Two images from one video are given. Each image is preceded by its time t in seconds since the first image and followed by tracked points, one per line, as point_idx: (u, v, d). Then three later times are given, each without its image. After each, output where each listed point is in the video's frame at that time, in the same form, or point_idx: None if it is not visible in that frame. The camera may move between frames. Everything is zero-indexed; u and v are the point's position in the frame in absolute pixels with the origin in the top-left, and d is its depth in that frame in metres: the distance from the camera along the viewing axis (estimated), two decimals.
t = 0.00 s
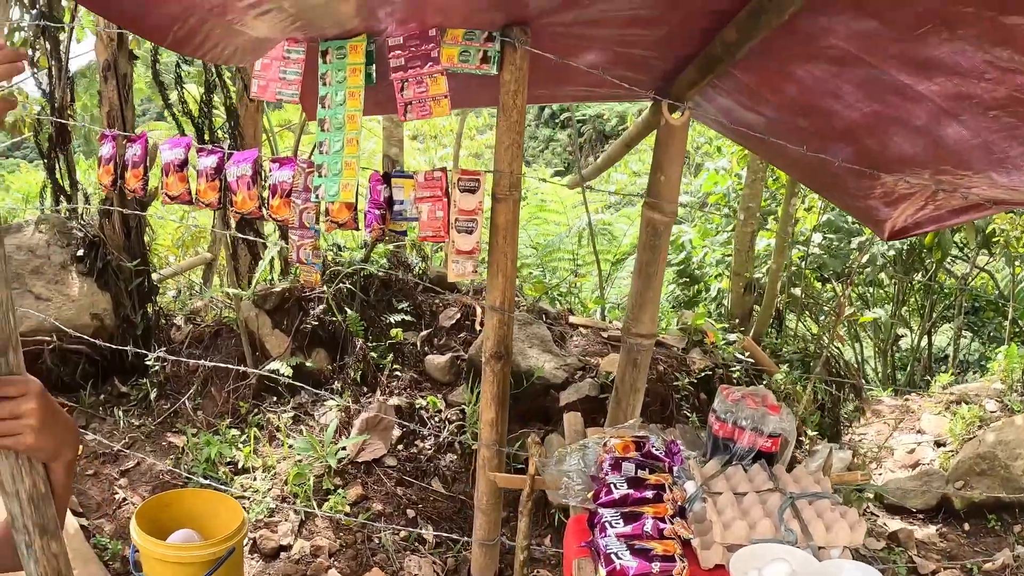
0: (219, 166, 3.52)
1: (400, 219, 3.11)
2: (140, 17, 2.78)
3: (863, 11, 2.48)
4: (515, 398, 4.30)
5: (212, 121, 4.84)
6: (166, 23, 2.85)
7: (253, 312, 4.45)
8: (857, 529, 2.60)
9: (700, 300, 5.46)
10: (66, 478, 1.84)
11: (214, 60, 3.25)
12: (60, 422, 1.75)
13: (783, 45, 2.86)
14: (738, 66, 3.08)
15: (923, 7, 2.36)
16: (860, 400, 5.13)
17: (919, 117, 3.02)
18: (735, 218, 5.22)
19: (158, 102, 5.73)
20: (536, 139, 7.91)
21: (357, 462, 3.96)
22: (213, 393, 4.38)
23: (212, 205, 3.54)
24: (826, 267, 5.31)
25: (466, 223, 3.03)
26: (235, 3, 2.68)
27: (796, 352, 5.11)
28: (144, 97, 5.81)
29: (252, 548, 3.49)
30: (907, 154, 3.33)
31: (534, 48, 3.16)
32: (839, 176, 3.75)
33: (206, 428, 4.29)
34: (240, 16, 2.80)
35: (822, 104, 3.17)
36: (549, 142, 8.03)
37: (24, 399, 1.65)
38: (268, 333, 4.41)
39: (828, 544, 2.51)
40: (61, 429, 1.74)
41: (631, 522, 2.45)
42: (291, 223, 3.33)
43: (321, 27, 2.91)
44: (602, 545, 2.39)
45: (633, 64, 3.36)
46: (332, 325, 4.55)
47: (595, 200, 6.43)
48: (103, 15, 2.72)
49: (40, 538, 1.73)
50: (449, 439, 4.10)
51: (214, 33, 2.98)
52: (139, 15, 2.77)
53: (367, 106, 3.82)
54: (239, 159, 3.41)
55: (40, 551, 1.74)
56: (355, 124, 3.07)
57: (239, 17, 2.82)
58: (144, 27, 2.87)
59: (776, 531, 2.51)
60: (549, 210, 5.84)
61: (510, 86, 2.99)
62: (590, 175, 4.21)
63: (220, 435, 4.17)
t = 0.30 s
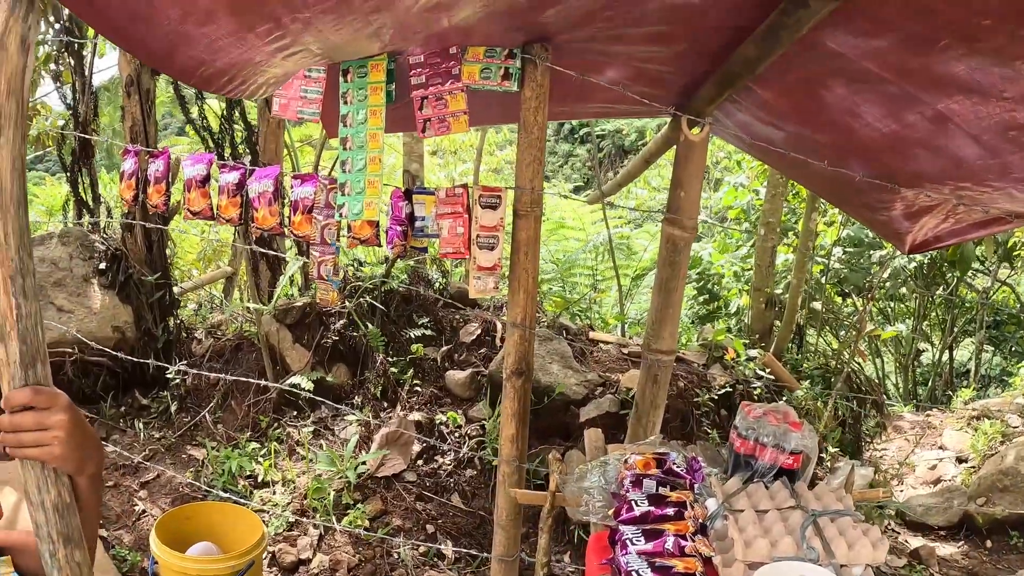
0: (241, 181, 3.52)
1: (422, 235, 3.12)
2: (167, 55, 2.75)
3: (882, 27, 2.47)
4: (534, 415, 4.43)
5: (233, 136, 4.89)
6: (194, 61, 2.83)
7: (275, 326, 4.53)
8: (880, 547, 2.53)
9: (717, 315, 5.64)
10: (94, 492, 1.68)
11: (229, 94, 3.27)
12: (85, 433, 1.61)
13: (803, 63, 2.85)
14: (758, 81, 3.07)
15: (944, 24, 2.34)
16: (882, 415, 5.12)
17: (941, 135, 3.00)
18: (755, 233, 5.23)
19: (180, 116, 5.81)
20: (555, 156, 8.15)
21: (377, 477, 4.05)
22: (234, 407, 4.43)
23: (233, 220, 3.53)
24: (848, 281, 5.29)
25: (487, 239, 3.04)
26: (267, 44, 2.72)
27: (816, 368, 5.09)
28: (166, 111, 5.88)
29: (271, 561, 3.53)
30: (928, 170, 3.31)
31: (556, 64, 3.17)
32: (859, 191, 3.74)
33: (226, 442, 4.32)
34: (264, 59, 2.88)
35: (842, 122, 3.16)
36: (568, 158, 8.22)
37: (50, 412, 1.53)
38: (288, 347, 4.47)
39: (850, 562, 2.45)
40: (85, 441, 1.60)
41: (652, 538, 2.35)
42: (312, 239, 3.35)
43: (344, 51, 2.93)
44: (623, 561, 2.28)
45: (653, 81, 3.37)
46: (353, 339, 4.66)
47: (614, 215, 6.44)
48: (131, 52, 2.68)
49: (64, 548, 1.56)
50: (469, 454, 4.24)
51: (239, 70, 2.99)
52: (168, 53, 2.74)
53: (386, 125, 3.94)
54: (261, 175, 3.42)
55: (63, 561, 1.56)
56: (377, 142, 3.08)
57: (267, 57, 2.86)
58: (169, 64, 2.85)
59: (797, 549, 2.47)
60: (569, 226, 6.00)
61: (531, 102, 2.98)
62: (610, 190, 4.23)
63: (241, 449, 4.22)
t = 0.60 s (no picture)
0: (253, 188, 3.56)
1: (433, 243, 3.12)
2: (189, 65, 2.81)
3: (891, 38, 2.48)
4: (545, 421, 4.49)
5: (243, 143, 4.93)
6: (214, 72, 2.89)
7: (285, 332, 4.58)
8: (891, 553, 2.50)
9: (727, 322, 5.66)
10: (122, 494, 1.63)
11: (248, 102, 3.27)
12: (110, 436, 1.56)
13: (812, 72, 2.86)
14: (768, 90, 3.09)
15: (951, 35, 2.36)
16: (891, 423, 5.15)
17: (950, 144, 3.00)
18: (764, 239, 5.25)
19: (189, 122, 5.84)
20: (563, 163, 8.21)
21: (387, 483, 4.08)
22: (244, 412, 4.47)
23: (246, 226, 3.56)
24: (857, 287, 5.30)
25: (499, 246, 3.04)
26: (285, 51, 2.73)
27: (825, 375, 5.10)
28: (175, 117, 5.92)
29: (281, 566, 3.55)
30: (935, 178, 3.32)
31: (567, 72, 3.19)
32: (868, 199, 3.75)
33: (237, 447, 4.35)
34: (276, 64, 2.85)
35: (850, 131, 3.17)
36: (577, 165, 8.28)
37: (75, 416, 1.48)
38: (299, 353, 4.56)
39: (861, 568, 2.42)
40: (110, 445, 1.54)
41: (663, 546, 2.33)
42: (324, 245, 3.37)
43: (356, 60, 2.95)
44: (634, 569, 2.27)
45: (663, 89, 3.40)
46: (362, 346, 4.71)
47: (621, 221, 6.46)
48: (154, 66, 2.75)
49: (85, 551, 1.54)
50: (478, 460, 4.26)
51: (258, 81, 3.05)
52: (189, 64, 2.81)
53: (398, 132, 3.99)
54: (273, 181, 3.44)
55: (84, 564, 1.54)
56: (388, 148, 3.08)
57: (282, 65, 2.87)
58: (191, 76, 2.91)
59: (808, 556, 2.43)
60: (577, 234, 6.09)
61: (542, 110, 3.00)
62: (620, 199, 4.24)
63: (251, 454, 4.25)
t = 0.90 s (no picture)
0: (262, 196, 3.57)
1: (440, 250, 3.15)
2: (201, 74, 2.88)
3: (897, 45, 2.48)
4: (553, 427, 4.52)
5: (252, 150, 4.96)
6: (226, 81, 2.95)
7: (293, 338, 4.61)
8: (895, 561, 2.55)
9: (736, 328, 5.65)
10: (137, 503, 1.52)
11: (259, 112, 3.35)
12: (123, 443, 1.46)
13: (818, 79, 2.86)
14: (774, 97, 3.08)
15: (957, 43, 2.36)
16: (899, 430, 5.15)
17: (957, 151, 2.99)
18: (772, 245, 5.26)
19: (198, 129, 5.88)
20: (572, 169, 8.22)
21: (395, 490, 4.09)
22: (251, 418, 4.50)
23: (253, 232, 3.56)
24: (865, 293, 5.29)
25: (506, 254, 3.05)
26: (293, 61, 2.76)
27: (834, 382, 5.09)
28: (184, 123, 5.96)
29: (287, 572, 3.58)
30: (943, 185, 3.31)
31: (574, 81, 3.21)
32: (875, 204, 3.73)
33: (245, 453, 4.37)
34: (289, 72, 2.89)
35: (856, 138, 3.17)
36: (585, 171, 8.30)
37: (85, 422, 1.38)
38: (307, 360, 4.57)
39: None
40: (123, 451, 1.44)
41: (669, 554, 2.30)
42: (332, 252, 3.37)
43: (363, 68, 2.96)
44: None
45: (670, 97, 3.40)
46: (370, 353, 4.71)
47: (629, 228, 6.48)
48: (167, 72, 2.83)
49: (95, 556, 1.45)
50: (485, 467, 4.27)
51: (269, 90, 3.11)
52: (202, 73, 2.87)
53: (406, 137, 4.00)
54: (281, 189, 3.45)
55: (93, 570, 1.45)
56: (396, 155, 3.09)
57: (293, 74, 2.92)
58: (204, 83, 2.98)
59: (814, 564, 2.41)
60: (586, 242, 6.11)
61: (549, 118, 3.00)
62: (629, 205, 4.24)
63: (260, 460, 4.27)
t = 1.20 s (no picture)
0: (269, 204, 3.60)
1: (446, 258, 3.14)
2: (208, 86, 2.89)
3: (898, 52, 2.49)
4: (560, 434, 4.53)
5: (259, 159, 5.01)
6: (233, 92, 2.97)
7: (300, 345, 4.65)
8: (900, 569, 2.54)
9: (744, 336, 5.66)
10: (143, 506, 1.56)
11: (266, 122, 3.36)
12: (132, 449, 1.48)
13: (821, 87, 2.88)
14: (778, 105, 3.10)
15: (957, 47, 2.37)
16: (907, 437, 5.14)
17: (960, 157, 3.00)
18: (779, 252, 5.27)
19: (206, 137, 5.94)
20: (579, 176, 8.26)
21: (401, 496, 4.12)
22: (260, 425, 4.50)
23: (261, 240, 3.58)
24: (873, 299, 5.28)
25: (511, 262, 3.08)
26: (299, 72, 2.80)
27: (841, 389, 5.09)
28: (193, 131, 6.01)
29: None
30: (948, 191, 3.31)
31: (578, 89, 3.23)
32: (880, 210, 3.73)
33: (253, 459, 4.41)
34: (291, 85, 2.92)
35: (860, 145, 3.18)
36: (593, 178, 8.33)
37: (94, 429, 1.40)
38: (314, 366, 4.62)
39: None
40: (132, 458, 1.47)
41: (672, 561, 2.30)
42: (339, 260, 3.38)
43: (369, 77, 3.00)
44: None
45: (675, 105, 3.42)
46: (377, 360, 4.76)
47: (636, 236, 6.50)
48: (175, 84, 2.84)
49: (103, 558, 1.44)
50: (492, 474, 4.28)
51: (276, 101, 3.12)
52: (209, 84, 2.88)
53: (412, 146, 4.03)
54: (288, 198, 3.48)
55: (102, 572, 1.45)
56: (402, 164, 3.12)
57: (298, 86, 2.95)
58: (211, 94, 2.99)
59: (817, 572, 2.43)
60: (593, 249, 6.13)
61: (553, 127, 3.03)
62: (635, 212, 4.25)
63: (266, 466, 4.30)
